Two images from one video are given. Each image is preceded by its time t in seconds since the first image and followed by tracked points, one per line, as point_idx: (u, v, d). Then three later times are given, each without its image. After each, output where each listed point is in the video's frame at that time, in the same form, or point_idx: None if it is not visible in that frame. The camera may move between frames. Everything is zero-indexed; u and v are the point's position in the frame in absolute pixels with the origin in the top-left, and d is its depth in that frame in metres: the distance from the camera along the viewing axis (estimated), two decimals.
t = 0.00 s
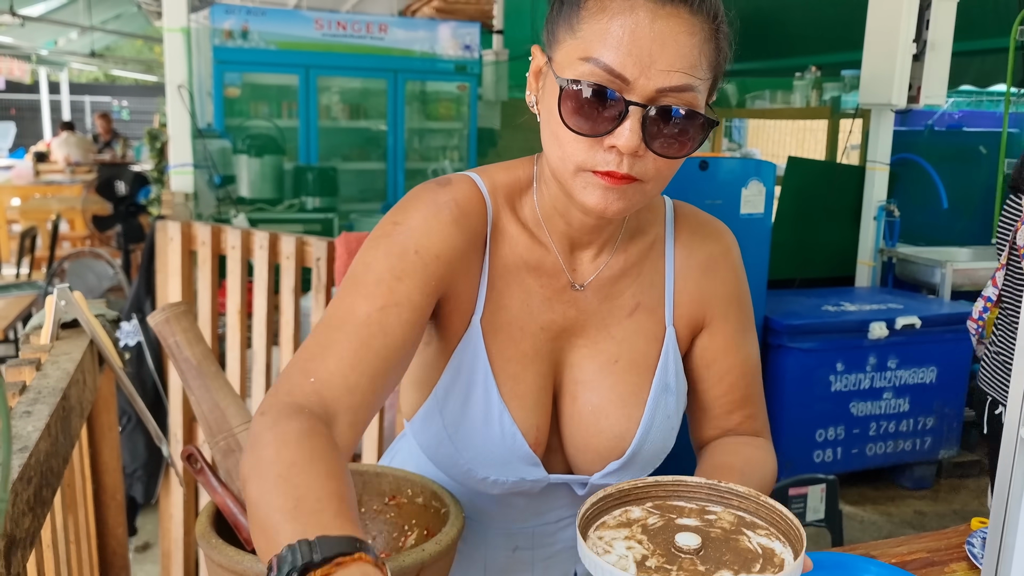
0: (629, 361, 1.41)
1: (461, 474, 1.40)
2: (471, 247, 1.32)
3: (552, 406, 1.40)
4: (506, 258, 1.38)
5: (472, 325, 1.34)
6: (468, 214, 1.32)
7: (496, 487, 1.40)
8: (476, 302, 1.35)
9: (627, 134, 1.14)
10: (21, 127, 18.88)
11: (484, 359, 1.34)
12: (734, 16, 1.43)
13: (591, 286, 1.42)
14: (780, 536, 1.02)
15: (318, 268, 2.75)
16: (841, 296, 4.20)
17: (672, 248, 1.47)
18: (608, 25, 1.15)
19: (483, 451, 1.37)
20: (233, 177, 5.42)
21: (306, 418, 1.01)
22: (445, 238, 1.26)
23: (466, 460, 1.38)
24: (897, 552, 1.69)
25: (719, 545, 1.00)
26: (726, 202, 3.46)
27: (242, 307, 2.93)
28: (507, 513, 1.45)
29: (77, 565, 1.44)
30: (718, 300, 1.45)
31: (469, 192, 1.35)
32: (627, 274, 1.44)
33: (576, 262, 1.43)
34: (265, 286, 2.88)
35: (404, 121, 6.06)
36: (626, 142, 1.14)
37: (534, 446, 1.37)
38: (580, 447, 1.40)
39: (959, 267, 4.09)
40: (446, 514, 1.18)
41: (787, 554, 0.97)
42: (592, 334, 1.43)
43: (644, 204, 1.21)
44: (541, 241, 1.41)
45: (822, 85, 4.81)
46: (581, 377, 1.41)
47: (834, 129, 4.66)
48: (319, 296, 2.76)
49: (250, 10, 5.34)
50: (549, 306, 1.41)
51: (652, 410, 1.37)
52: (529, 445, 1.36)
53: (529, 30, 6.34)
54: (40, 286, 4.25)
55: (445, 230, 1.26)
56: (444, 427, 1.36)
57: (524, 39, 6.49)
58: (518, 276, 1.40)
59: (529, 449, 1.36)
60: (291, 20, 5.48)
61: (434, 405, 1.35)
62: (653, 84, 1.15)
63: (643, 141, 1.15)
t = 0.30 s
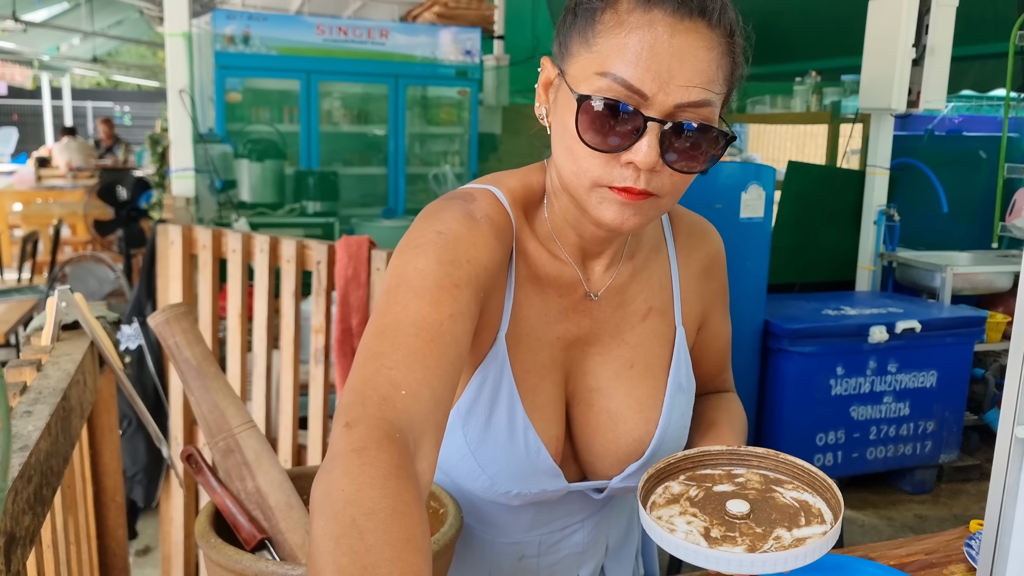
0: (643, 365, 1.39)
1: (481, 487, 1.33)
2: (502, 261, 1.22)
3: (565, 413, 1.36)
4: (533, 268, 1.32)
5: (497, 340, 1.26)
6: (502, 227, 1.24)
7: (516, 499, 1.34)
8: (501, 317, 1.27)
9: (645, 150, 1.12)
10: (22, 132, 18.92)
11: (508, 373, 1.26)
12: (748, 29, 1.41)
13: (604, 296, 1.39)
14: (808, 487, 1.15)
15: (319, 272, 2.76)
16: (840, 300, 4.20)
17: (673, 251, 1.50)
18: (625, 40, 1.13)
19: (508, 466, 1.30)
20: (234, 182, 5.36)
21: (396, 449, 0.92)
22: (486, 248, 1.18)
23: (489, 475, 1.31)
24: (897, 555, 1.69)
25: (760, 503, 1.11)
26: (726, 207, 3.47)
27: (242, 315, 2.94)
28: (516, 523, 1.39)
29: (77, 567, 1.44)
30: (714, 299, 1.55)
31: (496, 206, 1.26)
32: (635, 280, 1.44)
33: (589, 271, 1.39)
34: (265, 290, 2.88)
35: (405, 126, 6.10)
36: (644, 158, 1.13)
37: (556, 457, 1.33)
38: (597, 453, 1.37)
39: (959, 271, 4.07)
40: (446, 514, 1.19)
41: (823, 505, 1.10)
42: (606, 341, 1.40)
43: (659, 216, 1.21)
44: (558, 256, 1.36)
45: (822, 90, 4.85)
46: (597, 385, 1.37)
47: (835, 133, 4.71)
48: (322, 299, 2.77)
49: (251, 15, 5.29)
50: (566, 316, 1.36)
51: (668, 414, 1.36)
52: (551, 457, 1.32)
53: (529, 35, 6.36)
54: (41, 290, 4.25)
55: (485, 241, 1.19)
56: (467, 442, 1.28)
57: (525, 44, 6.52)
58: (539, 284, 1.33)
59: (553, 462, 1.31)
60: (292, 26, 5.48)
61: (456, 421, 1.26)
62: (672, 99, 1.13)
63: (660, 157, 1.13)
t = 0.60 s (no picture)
0: (643, 367, 1.40)
1: (481, 488, 1.34)
2: (503, 265, 1.23)
3: (565, 415, 1.37)
4: (534, 273, 1.32)
5: (498, 343, 1.26)
6: (502, 232, 1.24)
7: (515, 501, 1.35)
8: (503, 322, 1.26)
9: (649, 158, 1.13)
10: (22, 138, 18.94)
11: (508, 376, 1.26)
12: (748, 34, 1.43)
13: (605, 299, 1.40)
14: (813, 476, 1.18)
15: (319, 275, 2.77)
16: (839, 303, 4.20)
17: (672, 255, 1.51)
18: (630, 47, 1.14)
19: (508, 467, 1.30)
20: (234, 186, 5.34)
21: (385, 451, 0.91)
22: (486, 254, 1.18)
23: (489, 477, 1.32)
24: (895, 556, 1.70)
25: (768, 497, 1.14)
26: (725, 210, 3.49)
27: (243, 318, 2.94)
28: (516, 524, 1.40)
29: (79, 569, 1.45)
30: (711, 301, 1.56)
31: (497, 211, 1.26)
32: (635, 283, 1.44)
33: (590, 275, 1.39)
34: (266, 294, 2.89)
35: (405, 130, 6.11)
36: (648, 164, 1.13)
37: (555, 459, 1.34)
38: (597, 454, 1.38)
39: (958, 274, 4.08)
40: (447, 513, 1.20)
41: (830, 494, 1.13)
42: (607, 343, 1.40)
43: (661, 221, 1.21)
44: (560, 260, 1.36)
45: (821, 93, 4.82)
46: (597, 387, 1.38)
47: (834, 137, 4.73)
48: (322, 302, 2.78)
49: (252, 20, 5.33)
50: (567, 319, 1.37)
51: (666, 415, 1.37)
52: (550, 459, 1.32)
53: (529, 40, 6.39)
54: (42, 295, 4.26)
55: (484, 246, 1.18)
56: (467, 444, 1.28)
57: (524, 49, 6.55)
58: (540, 289, 1.34)
59: (552, 464, 1.32)
60: (292, 30, 5.50)
61: (457, 424, 1.27)
62: (676, 107, 1.14)
63: (663, 164, 1.14)
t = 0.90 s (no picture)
0: (638, 368, 1.41)
1: (474, 487, 1.36)
2: (490, 264, 1.26)
3: (559, 415, 1.38)
4: (525, 274, 1.34)
5: (487, 342, 1.29)
6: (488, 234, 1.26)
7: (509, 499, 1.36)
8: (491, 320, 1.29)
9: (643, 160, 1.14)
10: (23, 144, 18.97)
11: (498, 376, 1.29)
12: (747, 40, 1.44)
13: (600, 299, 1.42)
14: (799, 486, 1.17)
15: (319, 280, 2.77)
16: (837, 309, 4.22)
17: (668, 256, 1.52)
18: (627, 51, 1.15)
19: (499, 465, 1.32)
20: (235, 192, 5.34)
21: (334, 437, 0.94)
22: (465, 255, 1.20)
23: (480, 475, 1.34)
24: (892, 559, 1.70)
25: (753, 503, 1.13)
26: (723, 216, 3.50)
27: (243, 323, 2.96)
28: (511, 523, 1.41)
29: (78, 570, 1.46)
30: (707, 305, 1.57)
31: (488, 213, 1.28)
32: (631, 285, 1.45)
33: (585, 276, 1.41)
34: (266, 299, 2.91)
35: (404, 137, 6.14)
36: (642, 167, 1.14)
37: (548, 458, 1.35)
38: (590, 455, 1.38)
39: (956, 280, 4.07)
40: (443, 515, 1.20)
41: (815, 504, 1.11)
42: (601, 344, 1.42)
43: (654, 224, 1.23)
44: (554, 260, 1.39)
45: (820, 100, 4.87)
46: (590, 387, 1.39)
47: (831, 146, 4.76)
48: (321, 307, 2.79)
49: (253, 27, 5.36)
50: (560, 320, 1.38)
51: (660, 415, 1.38)
52: (542, 458, 1.34)
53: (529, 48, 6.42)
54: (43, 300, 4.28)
55: (466, 249, 1.20)
56: (459, 443, 1.30)
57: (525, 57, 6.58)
58: (532, 291, 1.36)
59: (543, 462, 1.33)
60: (293, 38, 5.52)
61: (448, 422, 1.29)
62: (671, 111, 1.15)
63: (659, 166, 1.15)
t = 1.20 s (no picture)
0: (629, 371, 1.42)
1: (468, 489, 1.37)
2: (481, 270, 1.28)
3: (552, 418, 1.39)
4: (516, 279, 1.36)
5: (480, 348, 1.31)
6: (480, 241, 1.28)
7: (503, 501, 1.38)
8: (484, 324, 1.31)
9: (628, 164, 1.16)
10: (23, 152, 19.01)
11: (492, 380, 1.30)
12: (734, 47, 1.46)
13: (591, 303, 1.43)
14: (790, 493, 1.18)
15: (318, 287, 2.79)
16: (835, 319, 4.23)
17: (659, 260, 1.54)
18: (610, 58, 1.17)
19: (493, 468, 1.34)
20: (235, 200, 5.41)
21: (338, 449, 0.96)
22: (459, 262, 1.22)
23: (474, 478, 1.36)
24: (887, 565, 1.72)
25: (743, 510, 1.14)
26: (721, 225, 3.52)
27: (242, 329, 2.97)
28: (507, 526, 1.43)
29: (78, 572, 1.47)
30: (699, 309, 1.58)
31: (479, 220, 1.31)
32: (621, 288, 1.47)
33: (576, 279, 1.43)
34: (265, 306, 2.92)
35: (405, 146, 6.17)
36: (627, 171, 1.16)
37: (540, 460, 1.36)
38: (583, 457, 1.40)
39: (954, 290, 4.08)
40: (440, 517, 1.21)
41: (804, 515, 1.12)
42: (593, 347, 1.43)
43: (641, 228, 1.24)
44: (546, 264, 1.40)
45: (817, 112, 4.86)
46: (581, 390, 1.40)
47: (830, 155, 4.75)
48: (320, 313, 2.81)
49: (253, 36, 5.36)
50: (553, 324, 1.40)
51: (652, 418, 1.39)
52: (535, 461, 1.35)
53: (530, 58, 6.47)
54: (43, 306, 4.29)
55: (459, 255, 1.22)
56: (453, 446, 1.32)
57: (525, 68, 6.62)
58: (525, 295, 1.38)
59: (536, 465, 1.34)
60: (293, 47, 5.55)
61: (441, 425, 1.31)
62: (654, 116, 1.17)
63: (644, 170, 1.17)
